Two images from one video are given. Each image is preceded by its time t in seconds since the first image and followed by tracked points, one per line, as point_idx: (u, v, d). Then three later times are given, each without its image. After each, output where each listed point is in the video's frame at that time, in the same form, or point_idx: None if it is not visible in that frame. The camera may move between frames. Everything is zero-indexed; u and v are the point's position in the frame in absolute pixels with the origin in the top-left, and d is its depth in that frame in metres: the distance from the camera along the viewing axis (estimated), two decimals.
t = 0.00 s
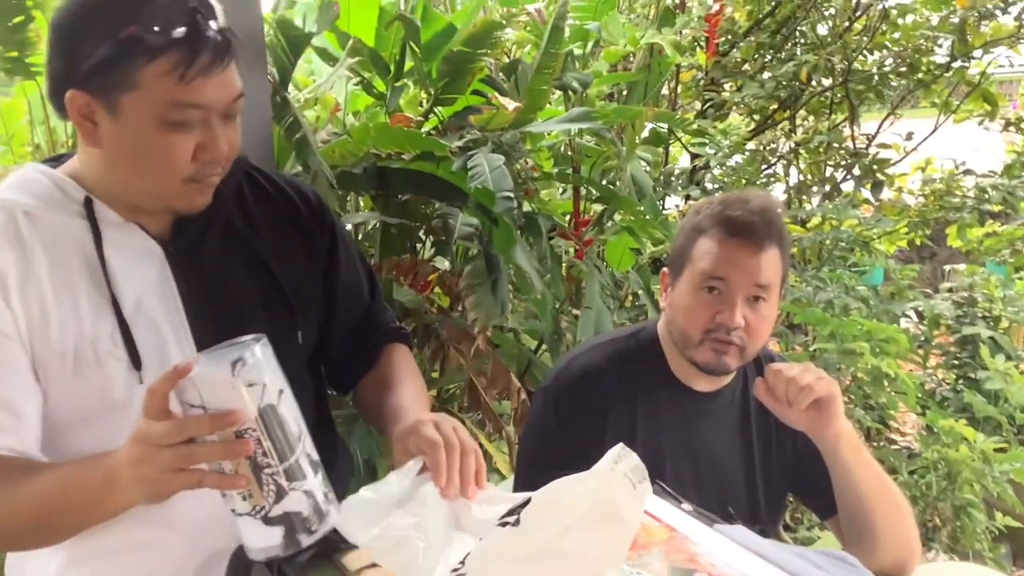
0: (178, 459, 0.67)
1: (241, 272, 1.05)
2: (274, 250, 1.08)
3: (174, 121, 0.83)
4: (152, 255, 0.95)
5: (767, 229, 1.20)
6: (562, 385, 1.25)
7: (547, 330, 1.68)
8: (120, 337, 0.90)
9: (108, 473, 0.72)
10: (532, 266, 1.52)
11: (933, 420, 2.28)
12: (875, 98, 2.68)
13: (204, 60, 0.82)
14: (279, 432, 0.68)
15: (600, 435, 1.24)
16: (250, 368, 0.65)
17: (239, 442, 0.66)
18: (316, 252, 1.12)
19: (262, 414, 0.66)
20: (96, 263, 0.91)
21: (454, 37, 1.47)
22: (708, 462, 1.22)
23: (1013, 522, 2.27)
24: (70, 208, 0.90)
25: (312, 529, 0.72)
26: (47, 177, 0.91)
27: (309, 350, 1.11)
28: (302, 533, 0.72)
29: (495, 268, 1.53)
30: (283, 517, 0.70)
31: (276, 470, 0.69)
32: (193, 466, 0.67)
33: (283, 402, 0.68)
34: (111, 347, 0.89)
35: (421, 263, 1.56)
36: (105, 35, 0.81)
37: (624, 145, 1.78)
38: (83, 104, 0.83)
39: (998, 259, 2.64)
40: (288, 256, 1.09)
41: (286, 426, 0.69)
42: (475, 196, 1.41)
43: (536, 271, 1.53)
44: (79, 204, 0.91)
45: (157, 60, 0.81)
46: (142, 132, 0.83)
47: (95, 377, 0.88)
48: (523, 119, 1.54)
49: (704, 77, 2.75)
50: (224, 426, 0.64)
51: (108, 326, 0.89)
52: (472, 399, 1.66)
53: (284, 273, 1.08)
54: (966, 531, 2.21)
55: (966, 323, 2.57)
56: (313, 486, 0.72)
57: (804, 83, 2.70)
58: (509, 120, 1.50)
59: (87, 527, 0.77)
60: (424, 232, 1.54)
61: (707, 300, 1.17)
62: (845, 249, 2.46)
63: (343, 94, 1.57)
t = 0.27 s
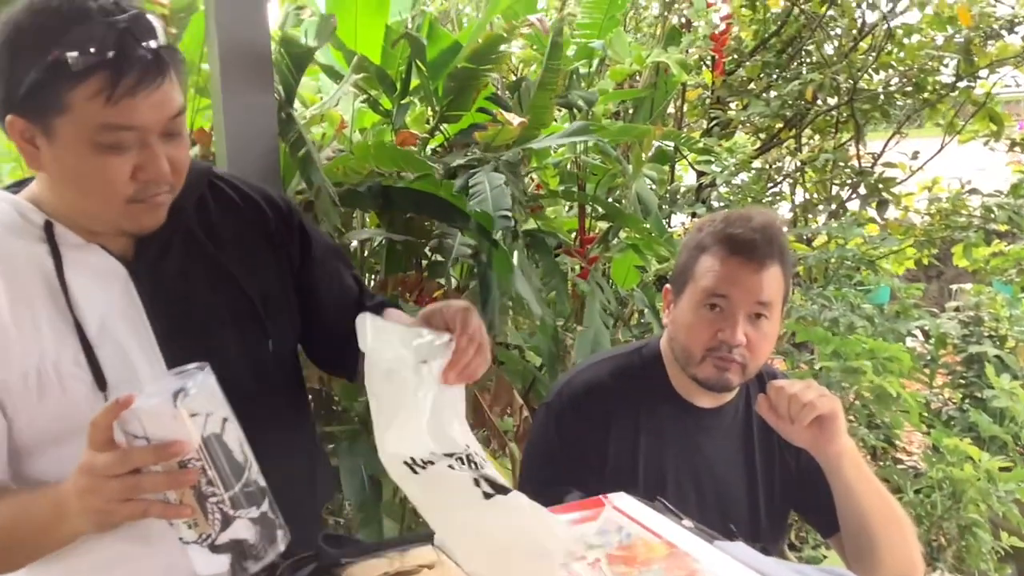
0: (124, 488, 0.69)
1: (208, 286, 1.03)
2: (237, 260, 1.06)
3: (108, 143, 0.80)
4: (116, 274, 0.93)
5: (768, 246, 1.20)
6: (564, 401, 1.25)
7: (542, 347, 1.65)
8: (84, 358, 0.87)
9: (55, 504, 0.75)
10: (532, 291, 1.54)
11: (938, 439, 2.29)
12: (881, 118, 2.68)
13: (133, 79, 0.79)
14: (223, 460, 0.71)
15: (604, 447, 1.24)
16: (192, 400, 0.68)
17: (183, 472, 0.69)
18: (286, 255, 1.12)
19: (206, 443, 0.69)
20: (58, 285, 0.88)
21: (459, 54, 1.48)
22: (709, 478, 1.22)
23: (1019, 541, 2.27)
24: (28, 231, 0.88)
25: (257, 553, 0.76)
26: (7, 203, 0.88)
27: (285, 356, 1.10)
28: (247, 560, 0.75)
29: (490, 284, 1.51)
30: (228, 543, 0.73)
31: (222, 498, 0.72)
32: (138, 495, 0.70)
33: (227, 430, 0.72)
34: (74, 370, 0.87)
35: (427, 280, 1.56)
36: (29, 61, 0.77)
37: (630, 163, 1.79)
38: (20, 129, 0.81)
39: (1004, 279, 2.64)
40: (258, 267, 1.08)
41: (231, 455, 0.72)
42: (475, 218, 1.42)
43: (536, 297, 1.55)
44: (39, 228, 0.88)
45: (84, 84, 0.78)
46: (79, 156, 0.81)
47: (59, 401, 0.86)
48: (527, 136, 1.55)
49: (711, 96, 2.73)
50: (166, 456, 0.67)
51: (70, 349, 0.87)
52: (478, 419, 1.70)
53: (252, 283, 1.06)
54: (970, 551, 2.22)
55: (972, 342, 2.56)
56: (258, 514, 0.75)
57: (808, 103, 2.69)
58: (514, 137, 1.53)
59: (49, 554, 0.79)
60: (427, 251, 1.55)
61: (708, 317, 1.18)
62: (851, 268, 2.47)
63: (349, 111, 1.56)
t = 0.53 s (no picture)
0: (101, 512, 0.71)
1: (198, 289, 1.05)
2: (223, 261, 1.08)
3: (81, 154, 0.83)
4: (106, 279, 0.97)
5: (776, 253, 1.20)
6: (571, 408, 1.26)
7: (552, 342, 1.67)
8: (70, 366, 0.92)
9: (34, 524, 0.78)
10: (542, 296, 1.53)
11: (948, 446, 2.30)
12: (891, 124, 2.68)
13: (99, 89, 0.82)
14: (193, 481, 0.74)
15: (609, 459, 1.23)
16: (169, 427, 0.72)
17: (157, 496, 0.71)
18: (270, 254, 1.13)
19: (183, 468, 0.73)
20: (45, 296, 0.93)
21: (467, 60, 1.49)
22: (717, 486, 1.23)
23: None
24: (17, 242, 0.92)
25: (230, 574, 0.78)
26: None
27: (277, 352, 1.12)
28: None
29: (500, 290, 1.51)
30: (203, 565, 0.75)
31: (195, 522, 0.75)
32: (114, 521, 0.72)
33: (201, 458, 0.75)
34: (60, 378, 0.91)
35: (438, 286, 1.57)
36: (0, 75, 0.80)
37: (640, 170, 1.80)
38: None
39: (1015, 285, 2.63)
40: (243, 264, 1.10)
41: (202, 476, 0.75)
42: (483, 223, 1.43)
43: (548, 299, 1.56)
44: (26, 238, 0.92)
45: (52, 96, 0.81)
46: (55, 169, 0.83)
47: (45, 408, 0.90)
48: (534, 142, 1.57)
49: (719, 103, 2.77)
50: (141, 481, 0.70)
51: (57, 357, 0.91)
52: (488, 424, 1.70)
53: (238, 284, 1.08)
54: (981, 558, 2.21)
55: (983, 348, 2.56)
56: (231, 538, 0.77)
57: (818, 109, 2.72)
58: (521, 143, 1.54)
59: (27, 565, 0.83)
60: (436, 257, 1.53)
61: (715, 325, 1.18)
62: (861, 274, 2.46)
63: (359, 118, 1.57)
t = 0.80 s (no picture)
0: (97, 512, 0.71)
1: (208, 291, 1.06)
2: (235, 264, 1.09)
3: (93, 153, 0.84)
4: (117, 279, 0.98)
5: (789, 254, 1.19)
6: (581, 408, 1.27)
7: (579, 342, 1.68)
8: (78, 363, 0.93)
9: (29, 520, 0.78)
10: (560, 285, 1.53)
11: (961, 446, 2.28)
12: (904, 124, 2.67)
13: (110, 89, 0.83)
14: (190, 487, 0.73)
15: (619, 458, 1.24)
16: (167, 431, 0.71)
17: (153, 499, 0.71)
18: (284, 257, 1.13)
19: (178, 472, 0.72)
20: (56, 293, 0.93)
21: (480, 60, 1.49)
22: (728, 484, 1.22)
23: None
24: (29, 237, 0.93)
25: None
26: (9, 209, 0.93)
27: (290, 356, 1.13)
28: None
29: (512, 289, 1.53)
30: (191, 570, 0.75)
31: (188, 525, 0.74)
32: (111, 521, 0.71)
33: (196, 463, 0.74)
34: (67, 374, 0.92)
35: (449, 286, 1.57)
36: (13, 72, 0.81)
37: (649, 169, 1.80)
38: (10, 139, 0.84)
39: None
40: (257, 266, 1.10)
41: (199, 482, 0.74)
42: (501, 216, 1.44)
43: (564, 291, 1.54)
44: (39, 233, 0.93)
45: (65, 94, 0.82)
46: (64, 166, 0.84)
47: (51, 403, 0.91)
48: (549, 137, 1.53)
49: (732, 103, 2.73)
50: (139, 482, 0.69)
51: (64, 355, 0.92)
52: (499, 422, 1.70)
53: (251, 286, 1.09)
54: (994, 559, 2.21)
55: (997, 349, 2.55)
56: (222, 544, 0.77)
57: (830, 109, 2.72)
58: (532, 140, 1.53)
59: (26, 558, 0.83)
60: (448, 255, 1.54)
61: (728, 326, 1.18)
62: (874, 274, 2.46)
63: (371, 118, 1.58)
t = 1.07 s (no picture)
0: (113, 493, 0.73)
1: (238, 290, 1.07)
2: (263, 261, 1.10)
3: (138, 147, 0.85)
4: (148, 271, 0.98)
5: (807, 259, 1.17)
6: (586, 401, 1.25)
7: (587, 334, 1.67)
8: (107, 351, 0.93)
9: (42, 499, 0.80)
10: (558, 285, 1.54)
11: (968, 440, 2.28)
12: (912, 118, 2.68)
13: (163, 86, 0.84)
14: (211, 476, 0.77)
15: (626, 453, 1.24)
16: (192, 417, 0.75)
17: (173, 482, 0.74)
18: (306, 258, 1.14)
19: (199, 457, 0.76)
20: (88, 279, 0.93)
21: (490, 56, 1.48)
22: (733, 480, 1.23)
23: None
24: (63, 222, 0.93)
25: (230, 569, 0.82)
26: (44, 195, 0.93)
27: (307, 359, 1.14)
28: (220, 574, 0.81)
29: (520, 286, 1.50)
30: (204, 556, 0.79)
31: (205, 512, 0.78)
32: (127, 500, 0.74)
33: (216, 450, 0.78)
34: (97, 361, 0.92)
35: (455, 281, 1.56)
36: (69, 64, 0.83)
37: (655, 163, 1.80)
38: (57, 126, 0.86)
39: None
40: (282, 264, 1.11)
41: (219, 470, 0.78)
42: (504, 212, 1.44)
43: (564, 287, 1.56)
44: (72, 218, 0.94)
45: (117, 88, 0.83)
46: (111, 158, 0.86)
47: (79, 388, 0.91)
48: (556, 139, 1.55)
49: (738, 97, 2.71)
50: (161, 466, 0.73)
51: (93, 341, 0.92)
52: (505, 416, 1.72)
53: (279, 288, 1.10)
54: (1002, 554, 2.22)
55: (1006, 343, 2.54)
56: (236, 531, 0.82)
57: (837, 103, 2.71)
58: (540, 138, 1.54)
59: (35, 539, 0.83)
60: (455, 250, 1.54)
61: (740, 329, 1.17)
62: (881, 268, 2.46)
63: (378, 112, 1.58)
